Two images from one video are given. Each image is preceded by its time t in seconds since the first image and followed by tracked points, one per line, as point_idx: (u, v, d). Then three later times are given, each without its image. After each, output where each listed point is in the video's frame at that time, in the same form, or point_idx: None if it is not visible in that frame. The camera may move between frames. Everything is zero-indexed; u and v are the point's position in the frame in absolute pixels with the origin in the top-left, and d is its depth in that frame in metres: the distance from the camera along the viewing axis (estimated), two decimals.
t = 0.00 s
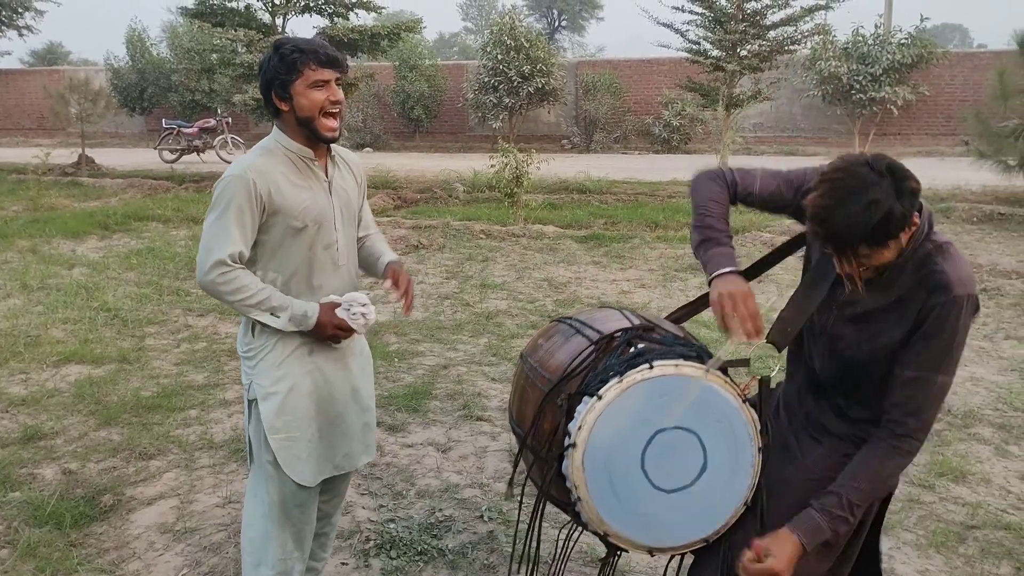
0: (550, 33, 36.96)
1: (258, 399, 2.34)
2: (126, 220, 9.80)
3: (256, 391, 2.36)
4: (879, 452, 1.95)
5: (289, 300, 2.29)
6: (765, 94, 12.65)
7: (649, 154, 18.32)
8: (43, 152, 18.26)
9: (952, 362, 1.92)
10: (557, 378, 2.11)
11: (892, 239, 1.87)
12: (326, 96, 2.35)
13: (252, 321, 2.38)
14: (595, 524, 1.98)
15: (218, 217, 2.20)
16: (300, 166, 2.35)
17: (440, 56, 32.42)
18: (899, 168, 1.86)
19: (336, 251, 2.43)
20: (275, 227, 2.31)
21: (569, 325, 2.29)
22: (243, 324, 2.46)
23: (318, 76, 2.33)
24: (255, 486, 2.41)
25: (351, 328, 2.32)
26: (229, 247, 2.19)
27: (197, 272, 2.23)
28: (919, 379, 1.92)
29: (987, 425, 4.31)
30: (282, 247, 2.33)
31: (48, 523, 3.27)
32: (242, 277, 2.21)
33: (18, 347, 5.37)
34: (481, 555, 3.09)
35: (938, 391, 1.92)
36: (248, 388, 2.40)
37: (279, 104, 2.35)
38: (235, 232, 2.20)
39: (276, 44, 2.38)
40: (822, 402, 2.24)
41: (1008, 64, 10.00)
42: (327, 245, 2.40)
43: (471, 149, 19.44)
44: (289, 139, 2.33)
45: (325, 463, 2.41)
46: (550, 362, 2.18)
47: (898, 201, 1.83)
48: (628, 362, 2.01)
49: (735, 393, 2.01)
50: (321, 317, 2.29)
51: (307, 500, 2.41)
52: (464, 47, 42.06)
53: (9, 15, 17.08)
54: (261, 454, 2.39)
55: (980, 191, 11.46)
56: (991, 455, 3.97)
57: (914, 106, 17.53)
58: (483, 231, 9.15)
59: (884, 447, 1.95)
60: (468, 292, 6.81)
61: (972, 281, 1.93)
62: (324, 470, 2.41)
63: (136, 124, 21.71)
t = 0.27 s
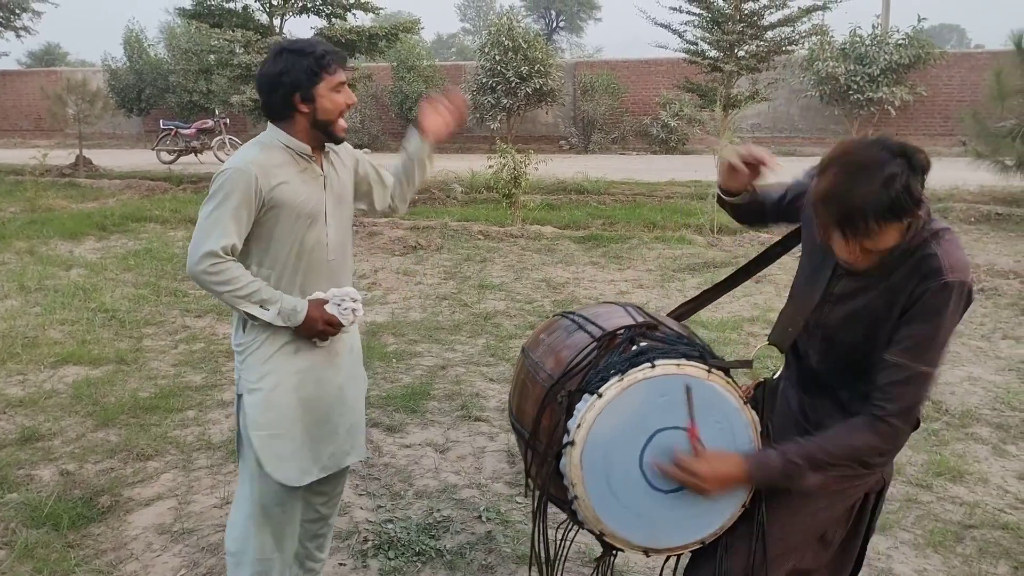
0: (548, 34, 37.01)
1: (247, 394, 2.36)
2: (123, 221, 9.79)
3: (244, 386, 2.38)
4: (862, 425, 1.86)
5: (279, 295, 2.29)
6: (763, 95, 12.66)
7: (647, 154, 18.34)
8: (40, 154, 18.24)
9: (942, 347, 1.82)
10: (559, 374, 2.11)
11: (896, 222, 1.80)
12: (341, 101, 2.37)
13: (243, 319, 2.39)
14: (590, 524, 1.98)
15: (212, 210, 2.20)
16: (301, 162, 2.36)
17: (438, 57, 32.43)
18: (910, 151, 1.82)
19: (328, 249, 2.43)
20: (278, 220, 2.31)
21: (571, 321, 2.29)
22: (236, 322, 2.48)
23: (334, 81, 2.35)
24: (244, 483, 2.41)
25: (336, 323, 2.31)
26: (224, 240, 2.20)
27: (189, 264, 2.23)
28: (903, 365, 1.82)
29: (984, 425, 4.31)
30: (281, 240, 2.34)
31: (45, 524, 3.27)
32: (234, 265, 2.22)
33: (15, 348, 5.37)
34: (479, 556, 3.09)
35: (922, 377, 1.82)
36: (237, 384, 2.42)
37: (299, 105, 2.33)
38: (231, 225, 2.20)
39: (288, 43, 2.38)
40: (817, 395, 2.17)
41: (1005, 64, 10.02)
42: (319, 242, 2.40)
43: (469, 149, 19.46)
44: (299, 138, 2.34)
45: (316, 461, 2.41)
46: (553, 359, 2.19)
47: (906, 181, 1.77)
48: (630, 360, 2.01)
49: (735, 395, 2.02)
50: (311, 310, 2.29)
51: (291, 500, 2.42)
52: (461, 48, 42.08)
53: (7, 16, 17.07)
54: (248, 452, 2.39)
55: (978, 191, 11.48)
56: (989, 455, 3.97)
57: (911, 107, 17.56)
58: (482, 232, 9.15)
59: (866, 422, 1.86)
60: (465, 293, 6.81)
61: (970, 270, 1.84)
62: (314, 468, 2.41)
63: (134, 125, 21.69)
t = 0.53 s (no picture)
0: (544, 35, 37.05)
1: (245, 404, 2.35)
2: (118, 222, 9.76)
3: (241, 397, 2.38)
4: (832, 433, 1.96)
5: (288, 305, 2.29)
6: (758, 96, 12.68)
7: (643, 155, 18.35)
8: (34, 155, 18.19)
9: (894, 352, 1.95)
10: (534, 402, 2.22)
11: (835, 174, 2.08)
12: (318, 115, 2.34)
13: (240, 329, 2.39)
14: (577, 548, 2.05)
15: (214, 225, 2.20)
16: (292, 171, 2.37)
17: (433, 58, 32.40)
18: (881, 129, 2.07)
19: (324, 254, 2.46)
20: (274, 233, 2.32)
21: (548, 344, 2.39)
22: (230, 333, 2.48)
23: (313, 95, 2.32)
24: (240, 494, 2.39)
25: (351, 331, 2.34)
26: (231, 253, 2.19)
27: (193, 280, 2.21)
28: (857, 371, 1.95)
29: (978, 425, 4.33)
30: (280, 252, 2.35)
31: (39, 526, 3.26)
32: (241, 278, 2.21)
33: (9, 349, 5.35)
34: (474, 557, 3.09)
35: (875, 383, 1.94)
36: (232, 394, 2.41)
37: (268, 113, 2.34)
38: (236, 238, 2.20)
39: (278, 54, 2.37)
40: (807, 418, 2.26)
41: (999, 65, 10.05)
42: (316, 249, 2.43)
43: (464, 150, 19.46)
44: (277, 147, 2.34)
45: (316, 468, 2.41)
46: (530, 385, 2.30)
47: (854, 139, 2.05)
48: (597, 384, 2.08)
49: (709, 407, 2.05)
50: (320, 320, 2.30)
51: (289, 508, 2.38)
52: (457, 49, 42.08)
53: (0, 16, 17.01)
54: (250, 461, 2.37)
55: (973, 192, 11.51)
56: (983, 455, 3.99)
57: (906, 107, 17.61)
58: (477, 233, 9.15)
59: (836, 428, 1.96)
60: (461, 294, 6.81)
61: (917, 273, 2.00)
62: (315, 475, 2.40)
63: (128, 126, 21.64)
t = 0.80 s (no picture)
0: (538, 36, 37.11)
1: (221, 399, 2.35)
2: (111, 224, 9.74)
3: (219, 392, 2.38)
4: (838, 429, 1.98)
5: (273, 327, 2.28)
6: (752, 97, 12.72)
7: (637, 156, 18.38)
8: (27, 156, 18.13)
9: (888, 346, 1.97)
10: (533, 407, 2.22)
11: (813, 170, 2.10)
12: (265, 118, 2.25)
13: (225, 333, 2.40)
14: (583, 551, 2.05)
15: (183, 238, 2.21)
16: (256, 180, 2.31)
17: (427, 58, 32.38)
18: (856, 127, 2.10)
19: (301, 262, 2.40)
20: (242, 244, 2.30)
21: (543, 348, 2.40)
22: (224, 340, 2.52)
23: (253, 100, 2.23)
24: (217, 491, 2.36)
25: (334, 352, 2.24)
26: (203, 270, 2.20)
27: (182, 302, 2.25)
28: (855, 368, 1.97)
29: (971, 425, 4.35)
30: (258, 261, 2.33)
31: (32, 528, 3.25)
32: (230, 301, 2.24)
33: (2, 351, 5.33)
34: (469, 557, 3.10)
35: (873, 378, 1.95)
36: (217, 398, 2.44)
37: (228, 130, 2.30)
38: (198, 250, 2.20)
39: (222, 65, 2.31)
40: (808, 419, 2.27)
41: (991, 66, 10.10)
42: (291, 256, 2.37)
43: (459, 151, 19.46)
44: (243, 160, 2.30)
45: (292, 469, 2.37)
46: (527, 390, 2.31)
47: (830, 136, 2.07)
48: (598, 386, 2.08)
49: (709, 405, 2.07)
50: (305, 341, 2.26)
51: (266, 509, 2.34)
52: (451, 50, 42.08)
53: None
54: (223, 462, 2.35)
55: (966, 192, 11.55)
56: (976, 454, 4.01)
57: (899, 108, 17.68)
58: (472, 234, 9.15)
59: (840, 423, 1.98)
60: (455, 295, 6.81)
61: (903, 267, 2.02)
62: (291, 476, 2.36)
63: (122, 127, 21.59)
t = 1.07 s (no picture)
0: (533, 36, 37.14)
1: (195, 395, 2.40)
2: (105, 224, 9.71)
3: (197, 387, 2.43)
4: (833, 427, 1.99)
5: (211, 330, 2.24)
6: (747, 98, 12.75)
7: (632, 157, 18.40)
8: (21, 156, 18.07)
9: (883, 345, 1.97)
10: (530, 408, 2.22)
11: (813, 170, 2.10)
12: (234, 112, 2.28)
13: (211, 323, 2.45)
14: (581, 550, 2.05)
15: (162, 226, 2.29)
16: (236, 174, 2.31)
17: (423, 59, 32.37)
18: (854, 128, 2.11)
19: (276, 260, 2.34)
20: (216, 240, 2.30)
21: (537, 349, 2.41)
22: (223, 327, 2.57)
23: (223, 94, 2.27)
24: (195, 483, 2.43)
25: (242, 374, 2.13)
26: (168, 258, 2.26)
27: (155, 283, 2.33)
28: (850, 366, 1.98)
29: (965, 425, 4.36)
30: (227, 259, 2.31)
31: (27, 530, 3.24)
32: (183, 292, 2.26)
33: None
34: (464, 558, 3.09)
35: (869, 378, 1.96)
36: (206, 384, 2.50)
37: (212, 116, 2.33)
38: (172, 240, 2.27)
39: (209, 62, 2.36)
40: (803, 419, 2.27)
41: (984, 67, 10.14)
42: (256, 256, 2.32)
43: (454, 152, 19.45)
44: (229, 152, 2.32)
45: (259, 472, 2.39)
46: (523, 390, 2.30)
47: (828, 137, 2.08)
48: (596, 385, 2.08)
49: (706, 404, 2.07)
50: (226, 354, 2.19)
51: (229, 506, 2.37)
52: (446, 50, 42.07)
53: None
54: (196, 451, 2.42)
55: (960, 193, 11.59)
56: (970, 454, 4.02)
57: (894, 109, 17.73)
58: (467, 234, 9.15)
59: (833, 421, 2.00)
60: (450, 295, 6.81)
61: (898, 268, 2.03)
62: (257, 478, 2.39)
63: (117, 127, 21.54)
